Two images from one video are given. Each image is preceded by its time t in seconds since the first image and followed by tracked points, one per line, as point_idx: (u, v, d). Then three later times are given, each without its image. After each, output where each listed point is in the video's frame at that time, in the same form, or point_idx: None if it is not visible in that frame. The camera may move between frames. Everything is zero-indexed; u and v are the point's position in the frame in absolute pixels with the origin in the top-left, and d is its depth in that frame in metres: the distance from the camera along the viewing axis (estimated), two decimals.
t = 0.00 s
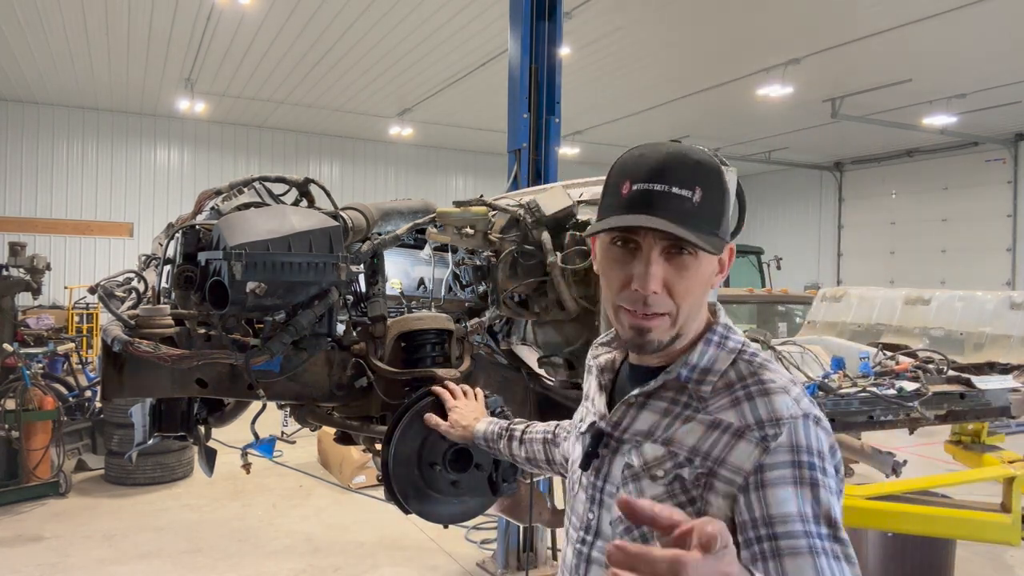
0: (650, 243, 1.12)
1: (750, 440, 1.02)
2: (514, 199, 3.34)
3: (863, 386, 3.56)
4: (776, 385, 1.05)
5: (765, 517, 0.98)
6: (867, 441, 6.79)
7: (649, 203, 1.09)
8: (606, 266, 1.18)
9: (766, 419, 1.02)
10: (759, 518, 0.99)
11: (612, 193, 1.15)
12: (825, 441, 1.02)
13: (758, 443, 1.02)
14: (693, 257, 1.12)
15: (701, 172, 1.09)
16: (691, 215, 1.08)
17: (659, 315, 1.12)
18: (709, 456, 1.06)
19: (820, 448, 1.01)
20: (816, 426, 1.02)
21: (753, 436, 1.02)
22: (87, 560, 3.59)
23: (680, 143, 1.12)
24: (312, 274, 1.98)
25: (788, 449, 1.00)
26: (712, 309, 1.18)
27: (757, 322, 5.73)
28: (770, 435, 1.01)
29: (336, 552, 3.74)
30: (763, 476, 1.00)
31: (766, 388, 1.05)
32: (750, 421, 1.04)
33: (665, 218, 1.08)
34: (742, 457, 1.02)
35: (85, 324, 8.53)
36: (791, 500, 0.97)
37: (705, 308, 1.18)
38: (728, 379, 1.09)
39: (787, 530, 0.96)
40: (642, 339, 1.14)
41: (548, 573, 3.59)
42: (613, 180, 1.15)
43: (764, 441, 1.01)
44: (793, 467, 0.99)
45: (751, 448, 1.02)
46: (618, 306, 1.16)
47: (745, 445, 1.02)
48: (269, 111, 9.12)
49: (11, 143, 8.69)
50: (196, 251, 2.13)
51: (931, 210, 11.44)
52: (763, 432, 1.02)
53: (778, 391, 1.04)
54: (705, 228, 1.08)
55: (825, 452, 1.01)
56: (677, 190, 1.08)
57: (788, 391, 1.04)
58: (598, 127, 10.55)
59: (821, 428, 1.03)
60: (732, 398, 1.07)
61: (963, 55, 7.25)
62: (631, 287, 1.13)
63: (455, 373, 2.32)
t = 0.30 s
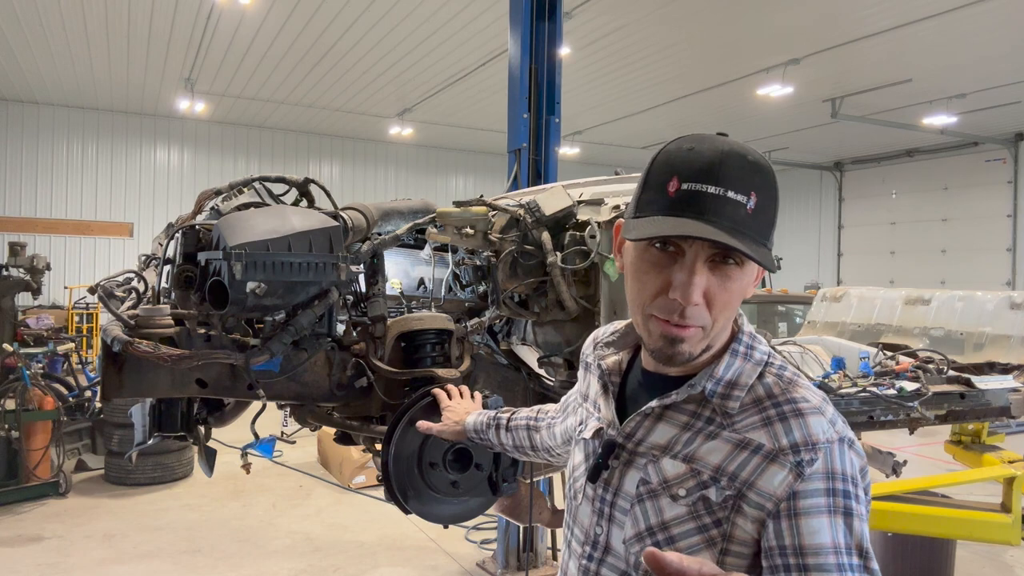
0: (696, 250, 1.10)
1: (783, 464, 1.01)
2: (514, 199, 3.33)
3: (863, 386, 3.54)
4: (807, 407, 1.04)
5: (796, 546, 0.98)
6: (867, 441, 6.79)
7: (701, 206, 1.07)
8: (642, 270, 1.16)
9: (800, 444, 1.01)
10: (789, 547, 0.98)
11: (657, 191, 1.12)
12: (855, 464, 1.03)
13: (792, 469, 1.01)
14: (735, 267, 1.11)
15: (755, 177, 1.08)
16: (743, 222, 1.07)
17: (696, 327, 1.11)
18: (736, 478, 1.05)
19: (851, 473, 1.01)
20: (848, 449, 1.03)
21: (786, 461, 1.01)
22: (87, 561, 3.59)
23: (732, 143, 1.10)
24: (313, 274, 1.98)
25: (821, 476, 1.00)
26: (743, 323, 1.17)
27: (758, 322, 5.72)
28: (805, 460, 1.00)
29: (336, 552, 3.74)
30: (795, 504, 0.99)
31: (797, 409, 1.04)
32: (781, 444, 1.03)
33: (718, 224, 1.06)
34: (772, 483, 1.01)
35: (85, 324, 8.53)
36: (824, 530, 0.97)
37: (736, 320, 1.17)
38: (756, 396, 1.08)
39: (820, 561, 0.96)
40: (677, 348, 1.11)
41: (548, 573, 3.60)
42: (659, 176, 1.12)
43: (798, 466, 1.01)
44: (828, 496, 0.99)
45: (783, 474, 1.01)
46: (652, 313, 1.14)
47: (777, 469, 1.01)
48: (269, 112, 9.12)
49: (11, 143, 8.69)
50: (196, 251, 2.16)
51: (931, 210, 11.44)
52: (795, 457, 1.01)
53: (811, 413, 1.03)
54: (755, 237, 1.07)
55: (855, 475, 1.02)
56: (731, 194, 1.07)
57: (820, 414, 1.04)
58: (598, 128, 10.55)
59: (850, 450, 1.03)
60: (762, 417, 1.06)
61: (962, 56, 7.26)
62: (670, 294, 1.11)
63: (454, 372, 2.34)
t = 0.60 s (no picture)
0: (702, 247, 1.10)
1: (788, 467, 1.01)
2: (514, 199, 3.33)
3: (863, 386, 3.55)
4: (812, 408, 1.04)
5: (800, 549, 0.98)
6: (867, 441, 6.79)
7: (708, 203, 1.07)
8: (646, 265, 1.15)
9: (804, 446, 1.01)
10: (792, 550, 0.98)
11: (664, 185, 1.12)
12: (859, 466, 1.03)
13: (796, 471, 1.01)
14: (741, 266, 1.11)
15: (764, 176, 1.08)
16: (750, 221, 1.06)
17: (697, 325, 1.11)
18: (740, 480, 1.05)
19: (856, 476, 1.02)
20: (852, 452, 1.04)
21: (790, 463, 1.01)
22: (87, 560, 3.59)
23: (743, 140, 1.10)
24: (312, 274, 1.98)
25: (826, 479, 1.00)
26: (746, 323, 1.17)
27: (758, 322, 5.72)
28: (809, 462, 1.00)
29: (336, 552, 3.74)
30: (799, 506, 0.99)
31: (802, 411, 1.04)
32: (785, 446, 1.03)
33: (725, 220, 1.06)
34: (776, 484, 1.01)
35: (85, 324, 8.53)
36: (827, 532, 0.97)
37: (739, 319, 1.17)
38: (760, 397, 1.08)
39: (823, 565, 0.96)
40: (678, 345, 1.11)
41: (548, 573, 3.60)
42: (667, 171, 1.12)
43: (803, 468, 1.01)
44: (832, 499, 0.99)
45: (787, 476, 1.01)
46: (654, 310, 1.14)
47: (781, 471, 1.02)
48: (269, 112, 9.12)
49: (11, 143, 8.68)
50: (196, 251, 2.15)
51: (931, 210, 11.44)
52: (799, 458, 1.01)
53: (817, 414, 1.04)
54: (762, 237, 1.07)
55: (859, 477, 1.02)
56: (739, 191, 1.06)
57: (825, 416, 1.04)
58: (598, 128, 10.55)
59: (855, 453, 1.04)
60: (766, 419, 1.06)
61: (962, 56, 7.26)
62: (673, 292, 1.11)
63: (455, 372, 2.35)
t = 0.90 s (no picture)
0: (700, 220, 1.12)
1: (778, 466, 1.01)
2: (514, 199, 3.33)
3: (863, 386, 3.55)
4: (804, 408, 1.04)
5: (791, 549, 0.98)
6: (867, 441, 6.79)
7: (710, 176, 1.08)
8: (646, 240, 1.17)
9: (797, 445, 1.01)
10: (785, 550, 0.98)
11: (667, 162, 1.14)
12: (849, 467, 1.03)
13: (788, 470, 1.01)
14: (738, 245, 1.13)
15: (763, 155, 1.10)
16: (750, 195, 1.08)
17: (693, 298, 1.11)
18: (733, 481, 1.05)
19: (848, 476, 1.02)
20: (845, 452, 1.04)
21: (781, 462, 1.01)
22: (87, 561, 3.59)
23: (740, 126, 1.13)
24: (313, 274, 1.98)
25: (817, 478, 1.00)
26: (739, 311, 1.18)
27: (757, 322, 5.71)
28: (801, 462, 1.00)
29: (336, 552, 3.74)
30: (792, 506, 0.99)
31: (794, 408, 1.04)
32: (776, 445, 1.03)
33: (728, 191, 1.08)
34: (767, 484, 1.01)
35: (85, 324, 8.53)
36: (820, 531, 0.97)
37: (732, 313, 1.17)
38: (751, 396, 1.08)
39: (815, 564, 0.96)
40: (672, 325, 1.11)
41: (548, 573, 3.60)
42: (669, 150, 1.15)
43: (795, 467, 1.01)
44: (824, 499, 0.99)
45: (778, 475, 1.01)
46: (651, 282, 1.15)
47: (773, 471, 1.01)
48: (269, 111, 9.11)
49: (11, 143, 8.68)
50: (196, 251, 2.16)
51: (931, 210, 11.43)
52: (790, 458, 1.01)
53: (809, 414, 1.04)
54: (759, 211, 1.09)
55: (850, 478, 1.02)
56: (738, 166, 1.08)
57: (818, 415, 1.04)
58: (598, 128, 10.55)
59: (847, 455, 1.04)
60: (758, 418, 1.06)
61: (963, 56, 7.26)
62: (670, 263, 1.12)
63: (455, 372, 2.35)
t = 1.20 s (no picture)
0: (705, 219, 1.18)
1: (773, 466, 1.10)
2: (514, 199, 3.33)
3: (863, 386, 3.56)
4: (799, 409, 1.13)
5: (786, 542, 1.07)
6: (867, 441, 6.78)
7: (720, 172, 1.14)
8: (650, 237, 1.23)
9: (794, 446, 1.11)
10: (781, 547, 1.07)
11: (675, 157, 1.20)
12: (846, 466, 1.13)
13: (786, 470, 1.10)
14: (741, 247, 1.19)
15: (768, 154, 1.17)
16: (756, 195, 1.14)
17: (694, 296, 1.17)
18: (729, 481, 1.13)
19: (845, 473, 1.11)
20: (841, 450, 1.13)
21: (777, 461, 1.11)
22: (88, 561, 3.61)
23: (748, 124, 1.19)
24: (312, 275, 2.02)
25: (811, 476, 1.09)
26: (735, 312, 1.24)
27: (757, 322, 5.71)
28: (799, 460, 1.10)
29: (336, 552, 3.76)
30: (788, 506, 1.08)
31: (788, 409, 1.14)
32: (773, 446, 1.13)
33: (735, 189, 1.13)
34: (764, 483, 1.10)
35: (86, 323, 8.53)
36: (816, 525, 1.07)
37: (728, 315, 1.24)
38: (748, 398, 1.17)
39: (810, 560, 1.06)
40: (673, 322, 1.18)
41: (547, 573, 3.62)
42: (678, 147, 1.20)
43: (794, 466, 1.10)
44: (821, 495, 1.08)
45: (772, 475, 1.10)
46: (653, 278, 1.21)
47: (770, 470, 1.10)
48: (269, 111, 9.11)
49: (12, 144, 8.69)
50: (195, 251, 2.17)
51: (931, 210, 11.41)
52: (786, 457, 1.10)
53: (808, 413, 1.13)
54: (765, 210, 1.15)
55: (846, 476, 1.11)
56: (746, 165, 1.14)
57: (816, 416, 1.14)
58: (598, 128, 10.55)
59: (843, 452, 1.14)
60: (756, 418, 1.15)
61: (962, 56, 7.26)
62: (672, 261, 1.18)
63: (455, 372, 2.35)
